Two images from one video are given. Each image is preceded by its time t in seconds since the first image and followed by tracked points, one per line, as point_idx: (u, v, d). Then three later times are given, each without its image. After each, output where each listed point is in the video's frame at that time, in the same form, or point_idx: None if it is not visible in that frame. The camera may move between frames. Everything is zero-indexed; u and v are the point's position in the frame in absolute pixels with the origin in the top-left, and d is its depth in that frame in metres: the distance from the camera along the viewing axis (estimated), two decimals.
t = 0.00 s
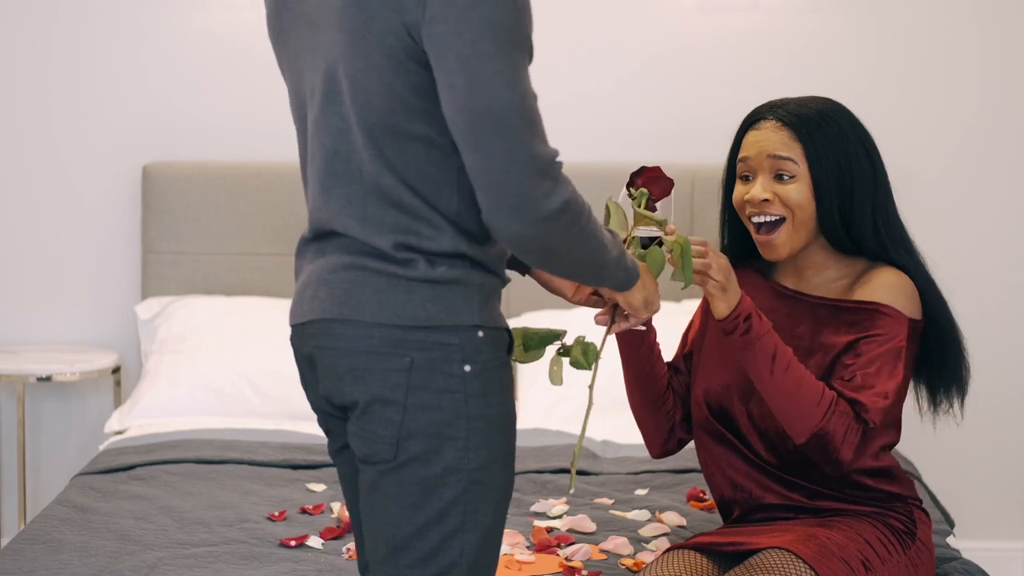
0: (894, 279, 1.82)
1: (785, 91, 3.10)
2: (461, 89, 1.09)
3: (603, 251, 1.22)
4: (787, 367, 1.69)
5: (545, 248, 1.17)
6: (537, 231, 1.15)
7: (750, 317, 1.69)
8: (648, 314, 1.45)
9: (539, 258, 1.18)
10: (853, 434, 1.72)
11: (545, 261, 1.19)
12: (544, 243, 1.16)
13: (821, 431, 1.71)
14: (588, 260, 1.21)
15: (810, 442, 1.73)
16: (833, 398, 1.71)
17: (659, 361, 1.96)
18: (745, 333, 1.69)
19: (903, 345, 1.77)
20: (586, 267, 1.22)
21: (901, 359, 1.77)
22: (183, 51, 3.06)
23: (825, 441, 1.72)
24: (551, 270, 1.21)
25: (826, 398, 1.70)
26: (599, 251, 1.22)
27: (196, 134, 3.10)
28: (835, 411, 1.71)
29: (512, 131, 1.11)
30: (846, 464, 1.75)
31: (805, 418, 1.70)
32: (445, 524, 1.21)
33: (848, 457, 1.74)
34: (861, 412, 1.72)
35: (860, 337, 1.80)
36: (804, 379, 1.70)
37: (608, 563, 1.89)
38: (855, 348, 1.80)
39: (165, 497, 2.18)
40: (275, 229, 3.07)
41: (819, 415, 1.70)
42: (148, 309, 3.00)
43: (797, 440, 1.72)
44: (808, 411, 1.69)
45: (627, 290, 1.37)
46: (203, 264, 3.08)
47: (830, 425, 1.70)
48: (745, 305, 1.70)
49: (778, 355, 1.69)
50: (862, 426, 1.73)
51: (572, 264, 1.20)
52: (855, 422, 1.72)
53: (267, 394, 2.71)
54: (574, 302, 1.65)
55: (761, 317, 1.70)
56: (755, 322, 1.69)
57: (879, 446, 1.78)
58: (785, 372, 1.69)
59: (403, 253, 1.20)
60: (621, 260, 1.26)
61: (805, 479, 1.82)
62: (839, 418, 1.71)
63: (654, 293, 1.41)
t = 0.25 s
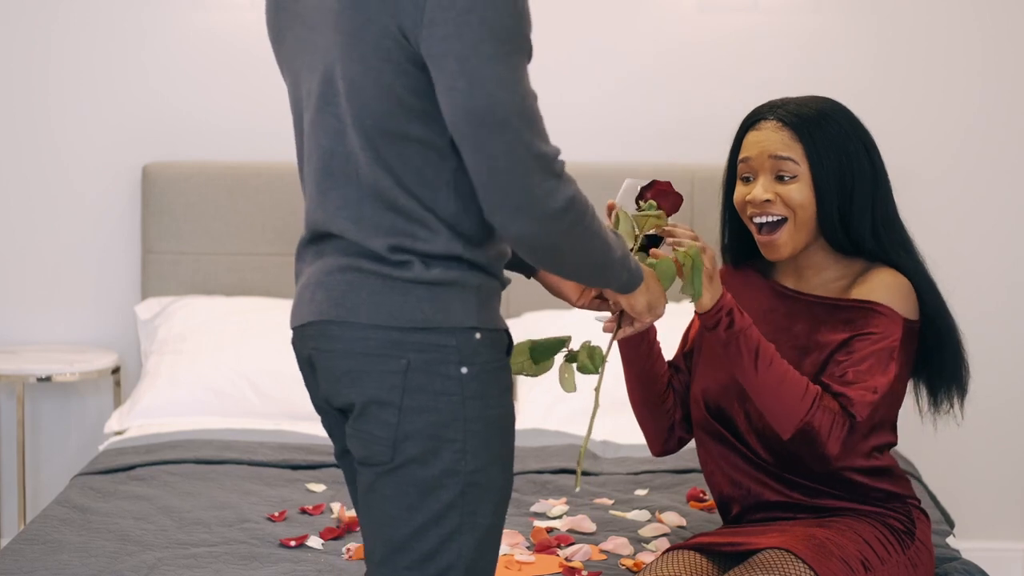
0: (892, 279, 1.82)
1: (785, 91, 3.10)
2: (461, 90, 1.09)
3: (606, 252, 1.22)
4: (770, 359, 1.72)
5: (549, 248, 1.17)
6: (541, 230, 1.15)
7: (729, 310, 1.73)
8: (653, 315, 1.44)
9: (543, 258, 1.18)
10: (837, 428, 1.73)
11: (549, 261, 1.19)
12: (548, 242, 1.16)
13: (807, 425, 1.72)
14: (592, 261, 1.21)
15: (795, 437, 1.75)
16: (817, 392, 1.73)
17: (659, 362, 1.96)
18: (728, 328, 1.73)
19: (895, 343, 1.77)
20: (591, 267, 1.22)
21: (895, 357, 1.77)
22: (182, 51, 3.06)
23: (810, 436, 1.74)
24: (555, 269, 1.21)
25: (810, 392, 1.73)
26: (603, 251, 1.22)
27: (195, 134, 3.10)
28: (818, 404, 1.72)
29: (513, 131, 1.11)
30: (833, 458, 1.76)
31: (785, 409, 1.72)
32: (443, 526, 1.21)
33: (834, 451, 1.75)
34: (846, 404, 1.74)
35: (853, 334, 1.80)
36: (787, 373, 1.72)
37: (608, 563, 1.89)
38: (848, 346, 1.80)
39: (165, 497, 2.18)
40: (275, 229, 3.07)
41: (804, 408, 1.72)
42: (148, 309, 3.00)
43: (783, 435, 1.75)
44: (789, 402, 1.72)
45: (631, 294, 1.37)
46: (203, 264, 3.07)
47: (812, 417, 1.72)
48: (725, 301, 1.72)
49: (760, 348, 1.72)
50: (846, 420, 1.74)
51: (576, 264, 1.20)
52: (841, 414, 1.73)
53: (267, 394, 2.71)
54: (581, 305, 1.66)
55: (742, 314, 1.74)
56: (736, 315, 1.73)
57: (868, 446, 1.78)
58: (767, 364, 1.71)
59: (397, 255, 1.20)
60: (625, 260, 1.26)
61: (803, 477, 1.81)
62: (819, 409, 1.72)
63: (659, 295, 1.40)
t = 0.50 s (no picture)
0: (890, 279, 1.82)
1: (785, 91, 3.10)
2: (454, 88, 1.09)
3: (606, 250, 1.22)
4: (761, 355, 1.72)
5: (547, 245, 1.17)
6: (539, 226, 1.15)
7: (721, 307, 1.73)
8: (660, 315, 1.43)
9: (542, 256, 1.19)
10: (829, 424, 1.73)
11: (548, 258, 1.19)
12: (547, 239, 1.17)
13: (795, 419, 1.73)
14: (592, 258, 1.21)
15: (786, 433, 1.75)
16: (806, 387, 1.74)
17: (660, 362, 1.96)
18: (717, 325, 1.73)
19: (891, 342, 1.77)
20: (590, 264, 1.22)
21: (889, 355, 1.77)
22: (182, 50, 3.06)
23: (799, 431, 1.74)
24: (554, 267, 1.21)
25: (798, 388, 1.73)
26: (602, 249, 1.22)
27: (195, 134, 3.10)
28: (809, 400, 1.73)
29: (509, 127, 1.11)
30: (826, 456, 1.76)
31: (776, 405, 1.72)
32: (437, 526, 1.21)
33: (825, 446, 1.74)
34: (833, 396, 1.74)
35: (850, 332, 1.80)
36: (777, 369, 1.73)
37: (608, 563, 1.89)
38: (843, 344, 1.80)
39: (165, 497, 2.18)
40: (275, 229, 3.07)
41: (792, 405, 1.72)
42: (148, 309, 3.00)
43: (774, 431, 1.75)
44: (779, 398, 1.72)
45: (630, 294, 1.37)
46: (203, 264, 3.07)
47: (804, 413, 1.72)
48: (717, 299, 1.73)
49: (750, 344, 1.72)
50: (836, 416, 1.74)
51: (575, 261, 1.20)
52: (828, 407, 1.74)
53: (267, 394, 2.72)
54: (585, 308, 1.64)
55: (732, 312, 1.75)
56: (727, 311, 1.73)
57: (863, 446, 1.78)
58: (759, 360, 1.72)
59: (389, 256, 1.20)
60: (625, 259, 1.26)
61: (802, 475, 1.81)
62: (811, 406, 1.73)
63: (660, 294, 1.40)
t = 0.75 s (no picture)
0: (891, 279, 1.82)
1: (784, 91, 3.09)
2: (444, 87, 1.09)
3: (602, 250, 1.23)
4: (757, 355, 1.72)
5: (543, 245, 1.18)
6: (534, 225, 1.16)
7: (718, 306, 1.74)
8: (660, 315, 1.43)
9: (538, 255, 1.19)
10: (827, 423, 1.73)
11: (544, 258, 1.19)
12: (542, 238, 1.17)
13: (791, 419, 1.73)
14: (588, 258, 1.21)
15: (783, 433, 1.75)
16: (803, 387, 1.74)
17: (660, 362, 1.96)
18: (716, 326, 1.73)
19: (891, 342, 1.78)
20: (586, 264, 1.22)
21: (888, 354, 1.77)
22: (183, 50, 3.06)
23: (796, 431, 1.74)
24: (551, 267, 1.21)
25: (796, 387, 1.74)
26: (598, 248, 1.22)
27: (195, 134, 3.10)
28: (806, 399, 1.73)
29: (501, 126, 1.11)
30: (824, 454, 1.76)
31: (772, 404, 1.73)
32: (433, 525, 1.21)
33: (823, 446, 1.75)
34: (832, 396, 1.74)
35: (849, 331, 1.80)
36: (774, 369, 1.73)
37: (608, 563, 1.89)
38: (842, 343, 1.80)
39: (165, 497, 2.18)
40: (275, 229, 3.07)
41: (789, 405, 1.73)
42: (148, 309, 3.00)
43: (771, 431, 1.75)
44: (776, 397, 1.72)
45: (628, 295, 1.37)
46: (203, 264, 3.07)
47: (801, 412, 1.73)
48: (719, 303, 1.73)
49: (746, 345, 1.73)
50: (834, 414, 1.74)
51: (571, 261, 1.21)
52: (826, 405, 1.74)
53: (266, 394, 2.71)
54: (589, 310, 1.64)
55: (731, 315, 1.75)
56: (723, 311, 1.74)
57: (862, 445, 1.78)
58: (755, 360, 1.72)
59: (384, 255, 1.20)
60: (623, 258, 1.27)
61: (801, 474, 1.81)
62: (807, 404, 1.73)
63: (660, 293, 1.41)
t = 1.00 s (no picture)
0: (891, 279, 1.82)
1: (784, 90, 3.09)
2: (433, 88, 1.10)
3: (595, 247, 1.24)
4: (762, 355, 1.72)
5: (534, 243, 1.19)
6: (525, 223, 1.17)
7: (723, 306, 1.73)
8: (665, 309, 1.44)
9: (530, 253, 1.21)
10: (830, 425, 1.73)
11: (536, 255, 1.21)
12: (534, 236, 1.19)
13: (795, 419, 1.72)
14: (581, 256, 1.23)
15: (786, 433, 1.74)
16: (808, 388, 1.73)
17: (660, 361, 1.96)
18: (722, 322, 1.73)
19: (891, 342, 1.77)
20: (580, 262, 1.24)
21: (890, 355, 1.77)
22: (183, 50, 3.06)
23: (800, 431, 1.74)
24: (543, 264, 1.23)
25: (800, 388, 1.73)
26: (591, 246, 1.24)
27: (195, 135, 3.10)
28: (810, 400, 1.72)
29: (491, 127, 1.13)
30: (826, 456, 1.75)
31: (777, 405, 1.72)
32: (433, 521, 1.22)
33: (826, 447, 1.74)
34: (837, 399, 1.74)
35: (850, 332, 1.80)
36: (779, 369, 1.73)
37: (608, 563, 1.89)
38: (843, 344, 1.80)
39: (165, 497, 2.18)
40: (275, 229, 3.07)
41: (794, 405, 1.72)
42: (148, 309, 3.00)
43: (774, 431, 1.74)
44: (780, 399, 1.72)
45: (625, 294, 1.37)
46: (203, 264, 3.07)
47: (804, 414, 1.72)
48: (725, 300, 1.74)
49: (752, 344, 1.72)
50: (837, 416, 1.73)
51: (564, 259, 1.22)
52: (831, 408, 1.73)
53: (266, 394, 2.71)
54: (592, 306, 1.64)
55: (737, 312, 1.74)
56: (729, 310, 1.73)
57: (864, 445, 1.78)
58: (760, 361, 1.72)
59: (380, 253, 1.22)
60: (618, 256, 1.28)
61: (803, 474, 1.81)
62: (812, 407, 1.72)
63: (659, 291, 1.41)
